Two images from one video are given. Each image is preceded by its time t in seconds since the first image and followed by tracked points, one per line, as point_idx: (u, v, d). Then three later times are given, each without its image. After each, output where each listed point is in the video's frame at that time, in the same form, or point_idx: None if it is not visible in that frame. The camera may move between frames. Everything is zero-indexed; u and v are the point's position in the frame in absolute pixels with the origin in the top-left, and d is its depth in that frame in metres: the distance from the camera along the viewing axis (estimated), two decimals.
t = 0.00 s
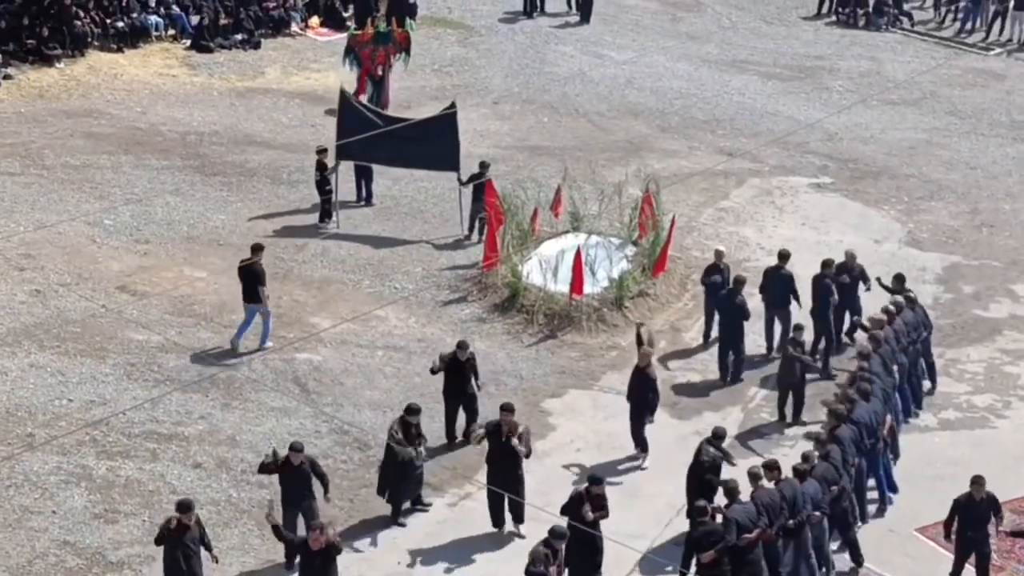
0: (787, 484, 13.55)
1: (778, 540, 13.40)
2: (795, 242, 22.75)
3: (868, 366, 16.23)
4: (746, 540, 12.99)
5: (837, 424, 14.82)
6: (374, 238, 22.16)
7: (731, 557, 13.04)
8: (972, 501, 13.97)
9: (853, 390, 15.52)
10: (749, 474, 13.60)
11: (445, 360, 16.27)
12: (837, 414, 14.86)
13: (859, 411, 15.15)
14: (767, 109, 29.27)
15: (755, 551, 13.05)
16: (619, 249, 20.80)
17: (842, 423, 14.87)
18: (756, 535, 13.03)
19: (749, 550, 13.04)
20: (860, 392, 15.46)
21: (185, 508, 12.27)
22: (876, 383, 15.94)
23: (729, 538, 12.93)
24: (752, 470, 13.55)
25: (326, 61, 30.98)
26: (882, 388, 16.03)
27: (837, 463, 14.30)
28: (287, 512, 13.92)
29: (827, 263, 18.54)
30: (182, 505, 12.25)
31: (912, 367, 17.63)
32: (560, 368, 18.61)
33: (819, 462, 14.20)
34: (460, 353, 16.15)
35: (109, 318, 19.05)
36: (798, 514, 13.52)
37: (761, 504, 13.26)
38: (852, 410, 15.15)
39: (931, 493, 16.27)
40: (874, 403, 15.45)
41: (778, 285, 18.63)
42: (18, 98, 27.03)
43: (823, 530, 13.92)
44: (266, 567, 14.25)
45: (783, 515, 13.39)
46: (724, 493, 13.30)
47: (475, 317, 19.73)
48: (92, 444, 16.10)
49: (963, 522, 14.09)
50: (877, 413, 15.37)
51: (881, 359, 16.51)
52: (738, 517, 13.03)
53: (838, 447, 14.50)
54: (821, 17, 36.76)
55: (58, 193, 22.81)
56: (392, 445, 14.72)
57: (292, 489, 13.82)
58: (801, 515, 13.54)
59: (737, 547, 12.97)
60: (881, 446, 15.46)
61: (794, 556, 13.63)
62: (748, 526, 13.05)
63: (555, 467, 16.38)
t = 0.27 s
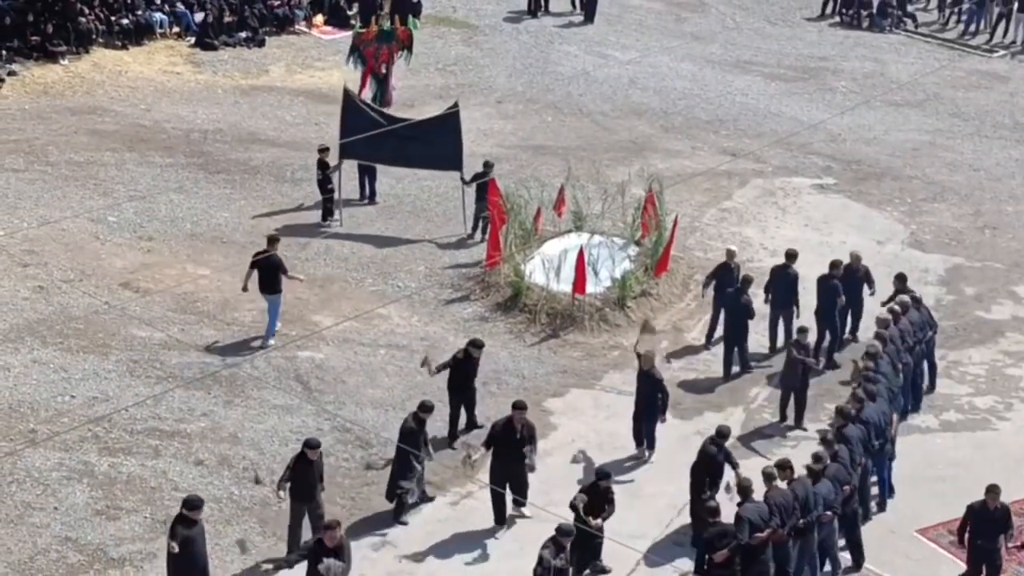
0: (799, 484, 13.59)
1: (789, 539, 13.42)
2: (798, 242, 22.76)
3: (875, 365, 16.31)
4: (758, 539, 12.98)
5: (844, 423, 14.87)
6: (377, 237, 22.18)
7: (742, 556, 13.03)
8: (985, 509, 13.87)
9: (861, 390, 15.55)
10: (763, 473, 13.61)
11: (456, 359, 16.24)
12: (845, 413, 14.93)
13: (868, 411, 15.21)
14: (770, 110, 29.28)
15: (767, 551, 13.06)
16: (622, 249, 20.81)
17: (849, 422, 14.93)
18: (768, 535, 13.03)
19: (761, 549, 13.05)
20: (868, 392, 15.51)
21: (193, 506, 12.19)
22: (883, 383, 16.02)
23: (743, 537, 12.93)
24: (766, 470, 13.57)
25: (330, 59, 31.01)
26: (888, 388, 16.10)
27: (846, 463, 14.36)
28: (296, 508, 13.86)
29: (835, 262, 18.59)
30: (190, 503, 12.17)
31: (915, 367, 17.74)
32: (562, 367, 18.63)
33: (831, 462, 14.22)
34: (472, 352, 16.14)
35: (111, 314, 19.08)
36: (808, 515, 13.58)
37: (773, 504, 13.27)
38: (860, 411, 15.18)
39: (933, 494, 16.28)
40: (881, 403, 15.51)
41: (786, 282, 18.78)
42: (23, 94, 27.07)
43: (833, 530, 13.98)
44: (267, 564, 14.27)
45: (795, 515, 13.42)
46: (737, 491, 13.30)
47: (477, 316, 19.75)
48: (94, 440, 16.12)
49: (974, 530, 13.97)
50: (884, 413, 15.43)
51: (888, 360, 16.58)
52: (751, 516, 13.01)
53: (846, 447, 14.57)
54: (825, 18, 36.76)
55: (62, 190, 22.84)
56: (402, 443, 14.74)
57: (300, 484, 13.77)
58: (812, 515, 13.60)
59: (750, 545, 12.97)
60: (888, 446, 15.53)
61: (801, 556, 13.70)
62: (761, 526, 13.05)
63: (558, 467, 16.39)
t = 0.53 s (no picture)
0: (817, 482, 13.68)
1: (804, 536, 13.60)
2: (800, 242, 22.76)
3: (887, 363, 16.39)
4: (772, 537, 13.20)
5: (855, 420, 15.05)
6: (379, 235, 22.18)
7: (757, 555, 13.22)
8: (990, 514, 13.72)
9: (875, 386, 15.66)
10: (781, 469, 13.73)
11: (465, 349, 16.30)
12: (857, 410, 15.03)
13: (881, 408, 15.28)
14: (772, 109, 29.26)
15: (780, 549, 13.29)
16: (624, 248, 20.79)
17: (861, 419, 15.10)
18: (781, 533, 13.25)
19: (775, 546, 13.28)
20: (882, 389, 15.57)
21: (201, 499, 12.29)
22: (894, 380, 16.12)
23: (760, 535, 13.11)
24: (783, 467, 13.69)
25: (331, 57, 30.99)
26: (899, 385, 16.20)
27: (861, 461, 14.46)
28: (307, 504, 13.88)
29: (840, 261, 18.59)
30: (198, 495, 12.27)
31: (924, 364, 17.83)
32: (563, 366, 18.63)
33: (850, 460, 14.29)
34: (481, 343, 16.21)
35: (112, 311, 19.07)
36: (828, 513, 13.67)
37: (788, 502, 13.44)
38: (874, 407, 15.30)
39: (934, 494, 16.30)
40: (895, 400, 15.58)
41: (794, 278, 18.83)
42: (24, 91, 27.05)
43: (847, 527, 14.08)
44: (268, 563, 14.26)
45: (812, 512, 13.56)
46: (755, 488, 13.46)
47: (479, 314, 19.76)
48: (95, 438, 16.12)
49: (979, 535, 13.83)
50: (897, 410, 15.49)
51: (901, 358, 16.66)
52: (767, 515, 13.24)
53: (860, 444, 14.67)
54: (828, 17, 36.72)
55: (64, 187, 22.84)
56: (415, 446, 14.84)
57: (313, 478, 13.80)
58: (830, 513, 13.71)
59: (766, 543, 13.18)
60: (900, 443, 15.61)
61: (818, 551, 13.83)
62: (776, 524, 13.26)
63: (560, 465, 16.39)
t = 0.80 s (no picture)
0: (824, 478, 13.68)
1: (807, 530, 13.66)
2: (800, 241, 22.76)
3: (889, 360, 16.43)
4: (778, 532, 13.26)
5: (860, 416, 15.05)
6: (379, 233, 22.17)
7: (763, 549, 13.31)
8: (987, 523, 13.51)
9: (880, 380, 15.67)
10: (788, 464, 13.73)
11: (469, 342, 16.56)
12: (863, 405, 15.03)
13: (886, 403, 15.28)
14: (772, 108, 29.25)
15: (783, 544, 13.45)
16: (624, 246, 20.78)
17: (865, 415, 15.10)
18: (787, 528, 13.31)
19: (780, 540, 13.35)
20: (886, 384, 15.56)
21: (201, 490, 12.53)
22: (898, 376, 16.13)
23: (768, 531, 13.14)
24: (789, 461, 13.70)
25: (332, 55, 30.98)
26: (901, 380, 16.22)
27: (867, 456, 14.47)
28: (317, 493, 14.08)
29: (844, 255, 18.73)
30: (198, 487, 12.50)
31: (926, 360, 17.85)
32: (562, 364, 18.63)
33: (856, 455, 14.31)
34: (483, 336, 16.45)
35: (112, 309, 19.07)
36: (832, 508, 13.71)
37: (794, 496, 13.46)
38: (880, 401, 15.30)
39: (935, 492, 16.31)
40: (899, 395, 15.60)
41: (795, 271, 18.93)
42: (24, 88, 27.05)
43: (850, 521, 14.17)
44: (267, 561, 14.26)
45: (816, 506, 13.59)
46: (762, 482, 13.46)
47: (479, 313, 19.76)
48: (95, 435, 16.12)
49: (977, 546, 13.61)
50: (900, 405, 15.50)
51: (902, 354, 16.69)
52: (775, 510, 13.25)
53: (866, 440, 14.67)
54: (828, 16, 36.70)
55: (64, 185, 22.83)
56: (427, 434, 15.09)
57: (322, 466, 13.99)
58: (835, 508, 13.74)
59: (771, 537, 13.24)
60: (902, 438, 15.63)
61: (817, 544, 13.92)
62: (782, 519, 13.29)
63: (559, 465, 16.37)
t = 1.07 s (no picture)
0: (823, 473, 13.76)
1: (808, 525, 13.74)
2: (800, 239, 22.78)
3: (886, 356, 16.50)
4: (777, 526, 13.35)
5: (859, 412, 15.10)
6: (379, 231, 22.19)
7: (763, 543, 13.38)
8: (983, 525, 13.51)
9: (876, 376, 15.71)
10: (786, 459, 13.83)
11: (476, 336, 16.56)
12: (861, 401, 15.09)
13: (884, 398, 15.35)
14: (773, 106, 29.26)
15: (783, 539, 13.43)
16: (624, 244, 20.80)
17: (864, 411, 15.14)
18: (786, 523, 13.38)
19: (779, 535, 13.42)
20: (882, 379, 15.64)
21: (212, 479, 12.59)
22: (894, 371, 16.21)
23: (765, 525, 13.24)
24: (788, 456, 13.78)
25: (332, 53, 30.98)
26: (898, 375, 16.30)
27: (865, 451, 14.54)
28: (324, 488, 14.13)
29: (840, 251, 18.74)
30: (208, 476, 12.55)
31: (923, 356, 17.92)
32: (562, 362, 18.64)
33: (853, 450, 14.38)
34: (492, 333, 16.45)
35: (112, 307, 19.08)
36: (832, 503, 13.81)
37: (793, 492, 13.55)
38: (877, 397, 15.34)
39: (935, 490, 16.33)
40: (895, 390, 15.69)
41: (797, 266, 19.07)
42: (25, 86, 27.06)
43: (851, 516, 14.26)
44: (267, 559, 14.27)
45: (816, 502, 13.69)
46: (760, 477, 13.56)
47: (479, 311, 19.78)
48: (95, 433, 16.13)
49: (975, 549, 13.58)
50: (897, 400, 15.58)
51: (897, 349, 16.77)
52: (773, 505, 13.35)
53: (865, 435, 14.74)
54: (829, 15, 36.69)
55: (64, 182, 22.84)
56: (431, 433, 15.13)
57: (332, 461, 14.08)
58: (835, 503, 13.83)
59: (770, 532, 13.33)
60: (901, 433, 15.72)
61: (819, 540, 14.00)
62: (780, 513, 13.38)
63: (559, 463, 16.37)
